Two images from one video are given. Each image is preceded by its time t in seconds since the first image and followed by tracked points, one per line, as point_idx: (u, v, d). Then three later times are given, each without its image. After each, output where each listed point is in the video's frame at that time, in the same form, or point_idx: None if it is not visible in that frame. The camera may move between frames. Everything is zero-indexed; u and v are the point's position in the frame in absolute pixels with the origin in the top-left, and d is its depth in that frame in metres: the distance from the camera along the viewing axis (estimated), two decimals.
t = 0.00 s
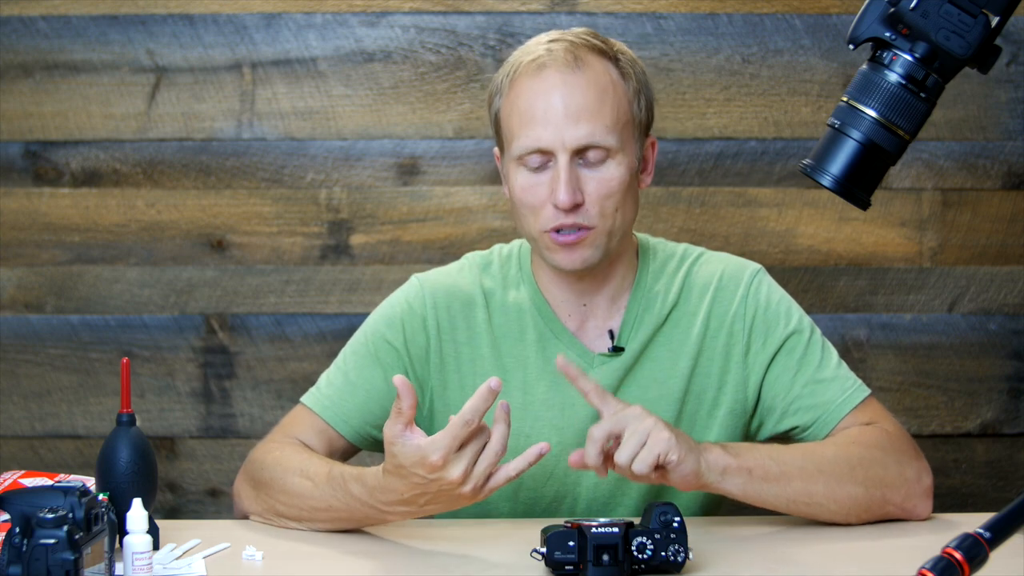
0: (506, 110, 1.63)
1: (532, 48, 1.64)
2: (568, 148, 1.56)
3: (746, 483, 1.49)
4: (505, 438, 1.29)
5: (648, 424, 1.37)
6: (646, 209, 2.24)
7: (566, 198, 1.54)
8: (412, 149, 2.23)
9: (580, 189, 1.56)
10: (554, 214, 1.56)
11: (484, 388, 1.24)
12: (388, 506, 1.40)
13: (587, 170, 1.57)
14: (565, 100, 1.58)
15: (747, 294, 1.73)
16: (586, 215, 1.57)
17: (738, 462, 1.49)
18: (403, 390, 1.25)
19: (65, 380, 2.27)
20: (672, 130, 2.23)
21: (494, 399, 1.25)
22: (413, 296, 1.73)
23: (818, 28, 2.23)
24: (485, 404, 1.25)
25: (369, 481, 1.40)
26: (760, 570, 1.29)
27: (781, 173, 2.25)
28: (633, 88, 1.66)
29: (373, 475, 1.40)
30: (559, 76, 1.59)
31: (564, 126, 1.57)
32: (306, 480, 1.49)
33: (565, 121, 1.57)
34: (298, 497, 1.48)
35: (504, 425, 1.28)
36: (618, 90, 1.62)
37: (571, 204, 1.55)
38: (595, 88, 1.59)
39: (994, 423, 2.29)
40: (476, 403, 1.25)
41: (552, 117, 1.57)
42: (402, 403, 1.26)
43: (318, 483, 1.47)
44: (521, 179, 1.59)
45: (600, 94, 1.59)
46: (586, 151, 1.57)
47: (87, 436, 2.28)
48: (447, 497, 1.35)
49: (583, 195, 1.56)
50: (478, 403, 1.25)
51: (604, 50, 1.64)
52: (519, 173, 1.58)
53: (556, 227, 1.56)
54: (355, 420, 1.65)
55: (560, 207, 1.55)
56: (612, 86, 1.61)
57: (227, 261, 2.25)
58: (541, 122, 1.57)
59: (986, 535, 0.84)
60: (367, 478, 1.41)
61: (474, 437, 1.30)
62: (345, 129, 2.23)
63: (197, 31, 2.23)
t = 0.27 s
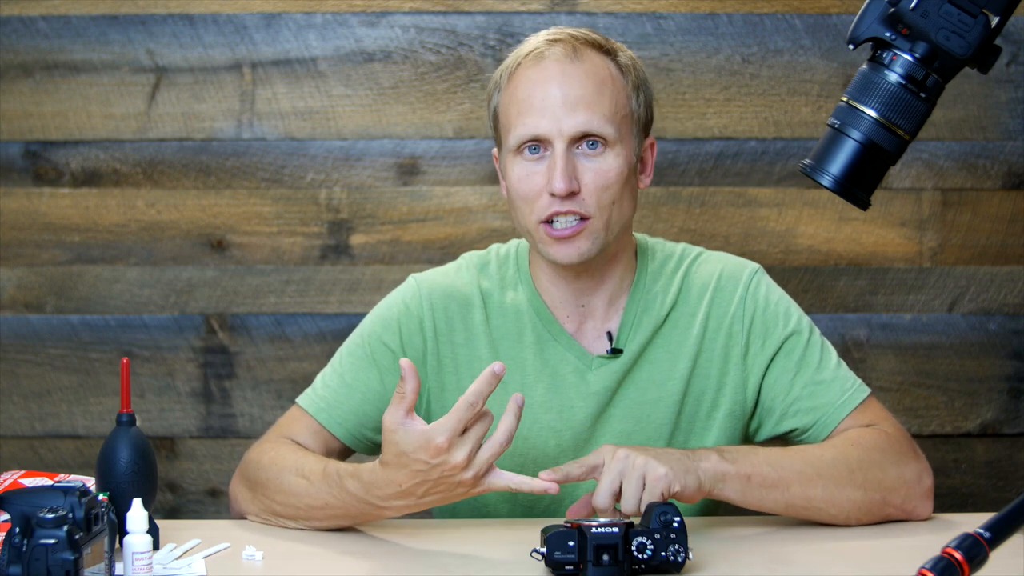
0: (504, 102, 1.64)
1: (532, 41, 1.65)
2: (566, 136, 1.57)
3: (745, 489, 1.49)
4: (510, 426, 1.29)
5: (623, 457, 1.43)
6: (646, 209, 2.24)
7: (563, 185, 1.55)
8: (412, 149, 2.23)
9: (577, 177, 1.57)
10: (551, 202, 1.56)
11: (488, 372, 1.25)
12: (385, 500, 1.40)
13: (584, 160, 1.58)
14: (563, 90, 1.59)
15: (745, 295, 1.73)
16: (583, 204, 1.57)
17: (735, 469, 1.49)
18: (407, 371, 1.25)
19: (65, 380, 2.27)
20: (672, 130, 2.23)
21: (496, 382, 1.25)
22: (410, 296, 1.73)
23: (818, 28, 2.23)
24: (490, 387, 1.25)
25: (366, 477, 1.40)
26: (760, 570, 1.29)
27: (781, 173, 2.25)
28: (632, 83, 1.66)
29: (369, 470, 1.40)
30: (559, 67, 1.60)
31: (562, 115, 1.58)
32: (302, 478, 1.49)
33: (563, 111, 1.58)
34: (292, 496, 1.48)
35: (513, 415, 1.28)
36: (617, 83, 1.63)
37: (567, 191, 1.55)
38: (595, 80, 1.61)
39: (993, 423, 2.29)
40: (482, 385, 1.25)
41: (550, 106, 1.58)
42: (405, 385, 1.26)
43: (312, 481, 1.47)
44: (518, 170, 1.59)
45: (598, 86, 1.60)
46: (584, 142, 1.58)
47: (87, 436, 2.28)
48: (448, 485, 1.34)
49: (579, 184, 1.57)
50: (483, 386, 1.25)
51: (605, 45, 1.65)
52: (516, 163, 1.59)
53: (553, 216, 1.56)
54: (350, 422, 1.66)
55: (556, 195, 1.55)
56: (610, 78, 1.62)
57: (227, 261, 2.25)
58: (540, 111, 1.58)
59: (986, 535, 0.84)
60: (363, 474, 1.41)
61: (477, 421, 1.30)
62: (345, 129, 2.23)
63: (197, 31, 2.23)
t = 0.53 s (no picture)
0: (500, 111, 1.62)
1: (529, 49, 1.64)
2: (563, 149, 1.56)
3: (747, 494, 1.49)
4: (508, 431, 1.29)
5: (624, 467, 1.42)
6: (646, 209, 2.24)
7: (560, 200, 1.54)
8: (412, 149, 2.23)
9: (573, 190, 1.56)
10: (548, 217, 1.55)
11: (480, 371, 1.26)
12: (377, 502, 1.40)
13: (581, 173, 1.57)
14: (560, 100, 1.58)
15: (746, 295, 1.73)
16: (579, 218, 1.57)
17: (737, 473, 1.49)
18: (396, 372, 1.26)
19: (65, 380, 2.27)
20: (672, 130, 2.23)
21: (488, 380, 1.26)
22: (411, 296, 1.73)
23: (818, 28, 2.23)
24: (481, 385, 1.26)
25: (358, 478, 1.40)
26: (760, 570, 1.29)
27: (781, 173, 2.25)
28: (629, 90, 1.66)
29: (361, 471, 1.40)
30: (555, 77, 1.59)
31: (559, 127, 1.57)
32: (297, 480, 1.48)
33: (560, 122, 1.57)
34: (288, 497, 1.48)
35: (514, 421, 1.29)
36: (613, 92, 1.62)
37: (564, 206, 1.54)
38: (591, 90, 1.60)
39: (994, 423, 2.29)
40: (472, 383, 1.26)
41: (546, 118, 1.57)
42: (394, 387, 1.27)
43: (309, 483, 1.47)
44: (514, 183, 1.58)
45: (595, 96, 1.60)
46: (580, 154, 1.57)
47: (87, 436, 2.28)
48: (439, 486, 1.34)
49: (576, 197, 1.57)
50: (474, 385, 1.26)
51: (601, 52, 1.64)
52: (513, 175, 1.58)
53: (549, 230, 1.56)
54: (350, 423, 1.66)
55: (553, 210, 1.55)
56: (608, 87, 1.61)
57: (227, 261, 2.25)
58: (536, 123, 1.57)
59: (986, 535, 0.84)
60: (355, 476, 1.40)
61: (471, 426, 1.30)
62: (345, 129, 2.23)
63: (197, 31, 2.23)
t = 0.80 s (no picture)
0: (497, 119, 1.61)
1: (528, 57, 1.62)
2: (560, 164, 1.55)
3: (749, 495, 1.48)
4: (514, 459, 1.30)
5: (626, 468, 1.42)
6: (646, 209, 2.24)
7: (556, 216, 1.54)
8: (412, 149, 2.23)
9: (569, 205, 1.56)
10: (543, 230, 1.55)
11: (490, 389, 1.25)
12: (383, 510, 1.40)
13: (577, 187, 1.57)
14: (558, 114, 1.56)
15: (747, 295, 1.73)
16: (574, 232, 1.57)
17: (738, 474, 1.49)
18: (401, 388, 1.26)
19: (65, 380, 2.27)
20: (672, 130, 2.23)
21: (498, 399, 1.25)
22: (411, 296, 1.73)
23: (818, 28, 2.23)
24: (490, 406, 1.26)
25: (364, 486, 1.40)
26: (760, 570, 1.29)
27: (781, 173, 2.25)
28: (628, 100, 1.64)
29: (367, 479, 1.40)
30: (553, 89, 1.58)
31: (556, 141, 1.56)
32: (301, 483, 1.48)
33: (558, 136, 1.56)
34: (290, 500, 1.47)
35: (527, 449, 1.28)
36: (612, 104, 1.61)
37: (560, 221, 1.54)
38: (589, 103, 1.59)
39: (994, 423, 2.29)
40: (482, 402, 1.26)
41: (544, 132, 1.56)
42: (400, 402, 1.27)
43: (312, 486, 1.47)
44: (510, 193, 1.58)
45: (592, 109, 1.58)
46: (578, 167, 1.57)
47: (87, 436, 2.28)
48: (444, 500, 1.35)
49: (571, 211, 1.56)
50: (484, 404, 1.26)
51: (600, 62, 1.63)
52: (508, 185, 1.58)
53: (544, 243, 1.56)
54: (350, 422, 1.66)
55: (549, 224, 1.54)
56: (605, 99, 1.60)
57: (227, 261, 2.25)
58: (533, 136, 1.56)
59: (986, 535, 0.84)
60: (361, 483, 1.40)
61: (482, 445, 1.30)
62: (345, 129, 2.23)
63: (197, 31, 2.23)
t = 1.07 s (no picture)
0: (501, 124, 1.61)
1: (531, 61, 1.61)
2: (565, 168, 1.55)
3: (755, 486, 1.50)
4: (518, 462, 1.29)
5: (633, 455, 1.42)
6: (646, 209, 2.24)
7: (562, 220, 1.54)
8: (412, 149, 2.23)
9: (574, 209, 1.56)
10: (549, 234, 1.56)
11: (496, 391, 1.25)
12: (383, 511, 1.40)
13: (582, 190, 1.57)
14: (563, 118, 1.56)
15: (747, 295, 1.73)
16: (580, 235, 1.57)
17: (745, 465, 1.49)
18: (405, 389, 1.27)
19: (65, 380, 2.27)
20: (671, 130, 2.23)
21: (502, 400, 1.25)
22: (412, 296, 1.73)
23: (818, 28, 2.23)
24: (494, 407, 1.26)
25: (363, 487, 1.40)
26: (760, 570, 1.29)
27: (781, 173, 2.25)
28: (631, 102, 1.64)
29: (368, 479, 1.39)
30: (557, 94, 1.58)
31: (561, 146, 1.56)
32: (300, 484, 1.48)
33: (563, 140, 1.56)
34: (290, 500, 1.47)
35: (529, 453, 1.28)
36: (615, 106, 1.61)
37: (566, 225, 1.54)
38: (593, 106, 1.58)
39: (994, 423, 2.29)
40: (487, 402, 1.26)
41: (549, 136, 1.55)
42: (403, 402, 1.28)
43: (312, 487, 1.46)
44: (515, 197, 1.58)
45: (597, 112, 1.58)
46: (583, 171, 1.57)
47: (87, 436, 2.28)
48: (444, 500, 1.35)
49: (577, 215, 1.56)
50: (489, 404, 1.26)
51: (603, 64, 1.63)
52: (513, 190, 1.58)
53: (550, 247, 1.56)
54: (351, 422, 1.66)
55: (555, 228, 1.55)
56: (609, 102, 1.60)
57: (227, 261, 2.25)
58: (538, 140, 1.56)
59: (986, 535, 0.84)
60: (361, 484, 1.40)
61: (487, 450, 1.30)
62: (345, 129, 2.23)
63: (197, 31, 2.23)
